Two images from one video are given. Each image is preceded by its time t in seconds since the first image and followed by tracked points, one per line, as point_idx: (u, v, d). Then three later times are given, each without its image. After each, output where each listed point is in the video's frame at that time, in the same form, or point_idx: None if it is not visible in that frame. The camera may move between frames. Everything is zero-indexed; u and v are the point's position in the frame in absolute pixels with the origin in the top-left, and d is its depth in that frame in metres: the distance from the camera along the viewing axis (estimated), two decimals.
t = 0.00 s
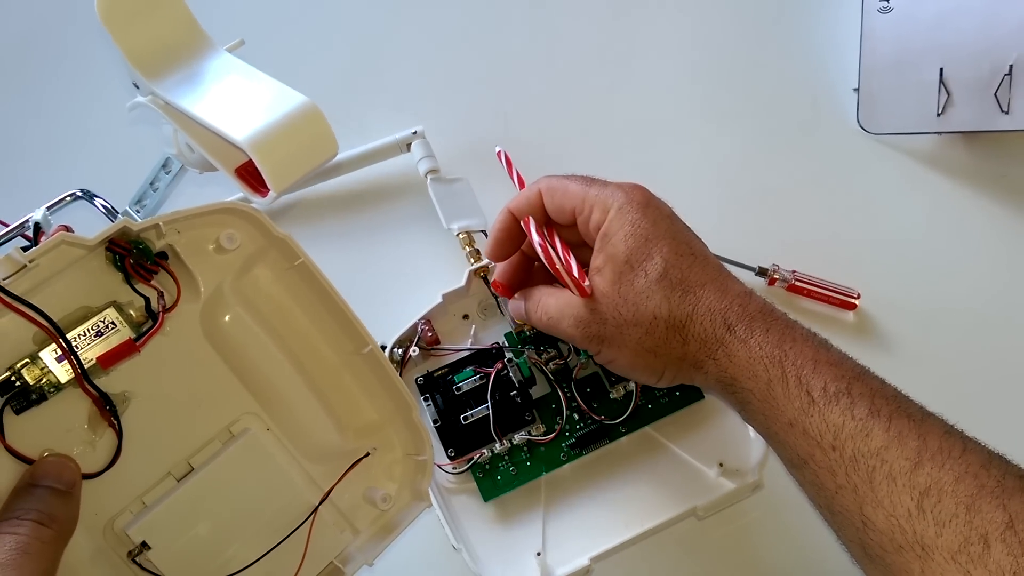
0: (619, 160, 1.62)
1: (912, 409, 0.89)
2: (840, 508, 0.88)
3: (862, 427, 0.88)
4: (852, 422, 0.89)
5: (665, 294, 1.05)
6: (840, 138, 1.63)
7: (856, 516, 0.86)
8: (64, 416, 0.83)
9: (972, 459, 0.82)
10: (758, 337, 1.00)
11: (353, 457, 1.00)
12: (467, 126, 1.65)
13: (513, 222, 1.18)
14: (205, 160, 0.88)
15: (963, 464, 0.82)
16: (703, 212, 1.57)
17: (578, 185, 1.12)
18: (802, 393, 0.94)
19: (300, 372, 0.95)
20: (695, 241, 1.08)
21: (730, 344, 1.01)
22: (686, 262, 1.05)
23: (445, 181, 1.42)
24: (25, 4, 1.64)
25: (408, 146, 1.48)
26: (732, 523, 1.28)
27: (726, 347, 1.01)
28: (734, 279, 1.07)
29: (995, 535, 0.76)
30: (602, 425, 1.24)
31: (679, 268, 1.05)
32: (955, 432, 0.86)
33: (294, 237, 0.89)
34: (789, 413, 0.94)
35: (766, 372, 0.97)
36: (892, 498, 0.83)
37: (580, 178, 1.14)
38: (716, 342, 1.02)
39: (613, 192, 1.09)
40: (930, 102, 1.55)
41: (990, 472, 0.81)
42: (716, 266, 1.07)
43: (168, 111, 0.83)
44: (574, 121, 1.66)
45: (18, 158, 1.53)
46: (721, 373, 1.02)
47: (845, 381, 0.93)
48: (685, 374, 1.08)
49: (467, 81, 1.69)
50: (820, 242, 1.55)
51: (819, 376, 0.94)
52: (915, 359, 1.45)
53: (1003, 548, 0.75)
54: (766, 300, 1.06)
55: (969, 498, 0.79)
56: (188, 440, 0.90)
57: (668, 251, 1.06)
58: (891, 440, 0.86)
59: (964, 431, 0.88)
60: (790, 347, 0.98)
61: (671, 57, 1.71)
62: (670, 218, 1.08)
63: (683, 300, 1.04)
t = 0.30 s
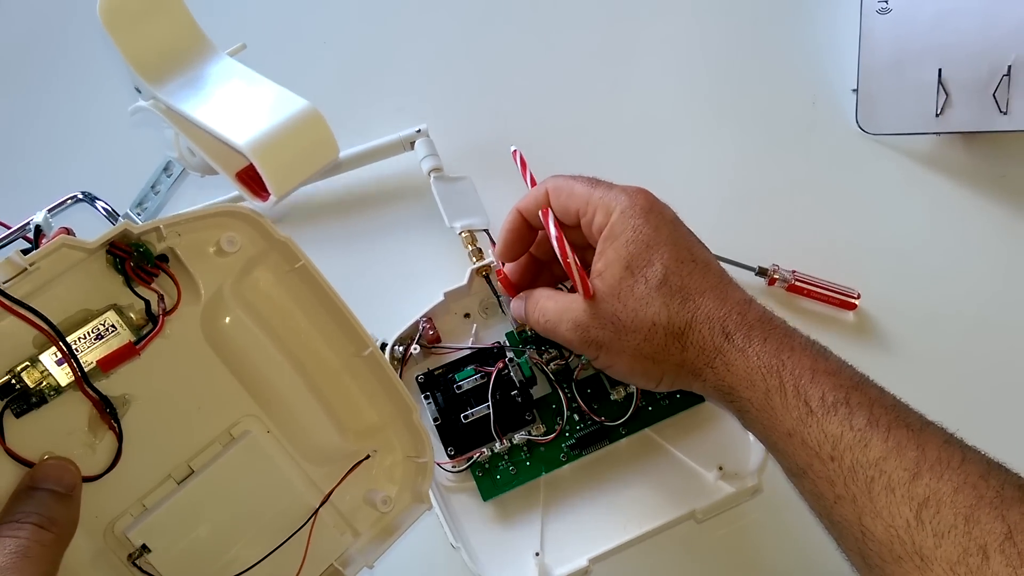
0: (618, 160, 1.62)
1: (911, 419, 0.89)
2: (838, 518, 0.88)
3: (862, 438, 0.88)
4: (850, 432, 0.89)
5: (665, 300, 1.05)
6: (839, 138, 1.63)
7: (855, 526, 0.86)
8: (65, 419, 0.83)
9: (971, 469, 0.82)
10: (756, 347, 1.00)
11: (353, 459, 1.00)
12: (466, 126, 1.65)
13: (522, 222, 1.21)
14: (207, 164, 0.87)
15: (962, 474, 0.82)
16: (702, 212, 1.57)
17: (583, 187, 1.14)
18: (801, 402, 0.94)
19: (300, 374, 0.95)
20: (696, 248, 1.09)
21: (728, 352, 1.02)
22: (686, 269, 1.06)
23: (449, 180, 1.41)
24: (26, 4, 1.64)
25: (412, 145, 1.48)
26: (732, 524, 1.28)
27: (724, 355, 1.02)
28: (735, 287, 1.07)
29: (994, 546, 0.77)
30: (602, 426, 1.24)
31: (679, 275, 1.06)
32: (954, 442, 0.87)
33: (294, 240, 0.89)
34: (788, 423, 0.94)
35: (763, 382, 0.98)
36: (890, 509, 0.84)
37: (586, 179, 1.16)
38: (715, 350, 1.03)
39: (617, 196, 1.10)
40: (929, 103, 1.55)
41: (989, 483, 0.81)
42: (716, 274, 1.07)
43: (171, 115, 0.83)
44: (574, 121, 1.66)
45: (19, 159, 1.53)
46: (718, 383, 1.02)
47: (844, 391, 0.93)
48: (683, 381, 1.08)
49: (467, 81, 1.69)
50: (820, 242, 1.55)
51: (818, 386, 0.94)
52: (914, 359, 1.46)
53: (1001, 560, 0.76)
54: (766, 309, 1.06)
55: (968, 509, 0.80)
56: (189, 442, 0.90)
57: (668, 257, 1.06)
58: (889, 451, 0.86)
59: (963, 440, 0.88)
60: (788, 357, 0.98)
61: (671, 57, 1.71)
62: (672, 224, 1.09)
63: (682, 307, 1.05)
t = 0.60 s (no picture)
0: (619, 160, 1.62)
1: (933, 441, 0.88)
2: (860, 540, 0.87)
3: (883, 458, 0.87)
4: (873, 455, 0.88)
5: (682, 320, 1.02)
6: (840, 138, 1.63)
7: (878, 549, 0.86)
8: (69, 422, 0.83)
9: (996, 494, 0.82)
10: (776, 364, 0.97)
11: (358, 461, 1.00)
12: (467, 126, 1.65)
13: (531, 238, 1.17)
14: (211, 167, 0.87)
15: (987, 499, 0.82)
16: (703, 212, 1.57)
17: (592, 203, 1.11)
18: (823, 424, 0.92)
19: (304, 376, 0.95)
20: (709, 263, 1.05)
21: (748, 371, 0.98)
22: (700, 286, 1.03)
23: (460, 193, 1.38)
24: (26, 3, 1.63)
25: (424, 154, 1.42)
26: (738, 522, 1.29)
27: (743, 374, 0.99)
28: (750, 301, 1.04)
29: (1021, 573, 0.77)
30: (613, 451, 1.22)
31: (693, 292, 1.02)
32: (977, 465, 0.86)
33: (299, 241, 0.89)
34: (808, 444, 0.92)
35: (784, 402, 0.95)
36: (915, 533, 0.83)
37: (595, 195, 1.13)
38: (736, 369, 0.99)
39: (627, 212, 1.07)
40: (929, 103, 1.55)
41: (1014, 508, 0.81)
42: (732, 290, 1.04)
43: (173, 117, 0.82)
44: (574, 121, 1.66)
45: (19, 159, 1.53)
46: (738, 403, 0.99)
47: (866, 410, 0.91)
48: (702, 400, 1.06)
49: (467, 81, 1.69)
50: (821, 242, 1.55)
51: (840, 406, 0.92)
52: (915, 359, 1.46)
53: None
54: (782, 323, 1.03)
55: (994, 535, 0.80)
56: (193, 444, 0.89)
57: (681, 275, 1.03)
58: (913, 474, 0.85)
59: (985, 462, 0.87)
60: (808, 376, 0.95)
61: (671, 57, 1.71)
62: (684, 240, 1.06)
63: (700, 326, 1.01)
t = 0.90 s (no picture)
0: (619, 160, 1.62)
1: (970, 478, 0.86)
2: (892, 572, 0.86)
3: (919, 492, 0.85)
4: (910, 489, 0.86)
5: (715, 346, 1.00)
6: (840, 138, 1.63)
7: None
8: (69, 416, 0.83)
9: None
10: (810, 395, 0.95)
11: (360, 456, 1.00)
12: (467, 126, 1.65)
13: (559, 256, 1.14)
14: (210, 160, 0.87)
15: None
16: (703, 212, 1.57)
17: (621, 224, 1.08)
18: (858, 456, 0.90)
19: (305, 372, 0.95)
20: (742, 290, 1.04)
21: (782, 400, 0.97)
22: (734, 311, 1.01)
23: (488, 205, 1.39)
24: (25, 4, 1.63)
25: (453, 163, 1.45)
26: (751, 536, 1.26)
27: (777, 402, 0.97)
28: (784, 329, 1.02)
29: None
30: (629, 473, 1.18)
31: (727, 318, 1.01)
32: (1013, 504, 0.84)
33: (299, 236, 0.89)
34: (843, 475, 0.90)
35: (818, 433, 0.93)
36: (953, 570, 0.81)
37: (626, 215, 1.10)
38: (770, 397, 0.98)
39: (659, 235, 1.05)
40: (928, 103, 1.55)
41: None
42: (766, 317, 1.02)
43: (172, 111, 0.82)
44: (574, 121, 1.66)
45: (16, 159, 1.52)
46: (770, 431, 0.98)
47: (903, 443, 0.90)
48: (732, 426, 1.04)
49: (467, 81, 1.69)
50: (821, 241, 1.55)
51: (875, 437, 0.90)
52: (915, 360, 1.45)
53: None
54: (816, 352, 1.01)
55: None
56: (193, 440, 0.89)
57: (714, 300, 1.01)
58: (950, 511, 0.83)
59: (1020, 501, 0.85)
60: (843, 407, 0.93)
61: (671, 58, 1.71)
62: (717, 265, 1.04)
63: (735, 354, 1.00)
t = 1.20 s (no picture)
0: (619, 159, 1.63)
1: (970, 484, 0.87)
2: None
3: (920, 500, 0.86)
4: (911, 497, 0.87)
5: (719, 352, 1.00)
6: (840, 139, 1.64)
7: None
8: (76, 412, 0.83)
9: None
10: (811, 403, 0.96)
11: (364, 454, 1.00)
12: (467, 125, 1.65)
13: (562, 258, 1.14)
14: (217, 157, 0.87)
15: None
16: (703, 212, 1.58)
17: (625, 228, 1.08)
18: (859, 463, 0.90)
19: (311, 369, 0.95)
20: (747, 296, 1.04)
21: (782, 409, 0.97)
22: (736, 318, 1.01)
23: (491, 207, 1.44)
24: (25, 3, 1.63)
25: (458, 168, 1.50)
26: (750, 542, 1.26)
27: (777, 411, 0.97)
28: (785, 336, 1.02)
29: None
30: (624, 475, 1.18)
31: (729, 325, 1.01)
32: (1014, 512, 0.84)
33: (307, 234, 0.89)
34: (845, 483, 0.91)
35: (819, 440, 0.93)
36: None
37: (630, 219, 1.10)
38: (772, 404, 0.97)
39: (663, 240, 1.06)
40: (928, 103, 1.56)
41: None
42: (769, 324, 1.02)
43: (180, 108, 0.82)
44: (575, 120, 1.66)
45: (16, 158, 1.52)
46: (770, 438, 0.97)
47: (904, 451, 0.90)
48: (731, 433, 1.03)
49: (468, 81, 1.69)
50: (821, 241, 1.55)
51: (876, 445, 0.91)
52: (915, 360, 1.46)
53: None
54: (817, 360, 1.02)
55: None
56: (200, 437, 0.90)
57: (716, 306, 1.01)
58: (952, 518, 0.84)
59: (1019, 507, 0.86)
60: (844, 415, 0.94)
61: (671, 58, 1.71)
62: (721, 271, 1.04)
63: (739, 361, 0.99)
